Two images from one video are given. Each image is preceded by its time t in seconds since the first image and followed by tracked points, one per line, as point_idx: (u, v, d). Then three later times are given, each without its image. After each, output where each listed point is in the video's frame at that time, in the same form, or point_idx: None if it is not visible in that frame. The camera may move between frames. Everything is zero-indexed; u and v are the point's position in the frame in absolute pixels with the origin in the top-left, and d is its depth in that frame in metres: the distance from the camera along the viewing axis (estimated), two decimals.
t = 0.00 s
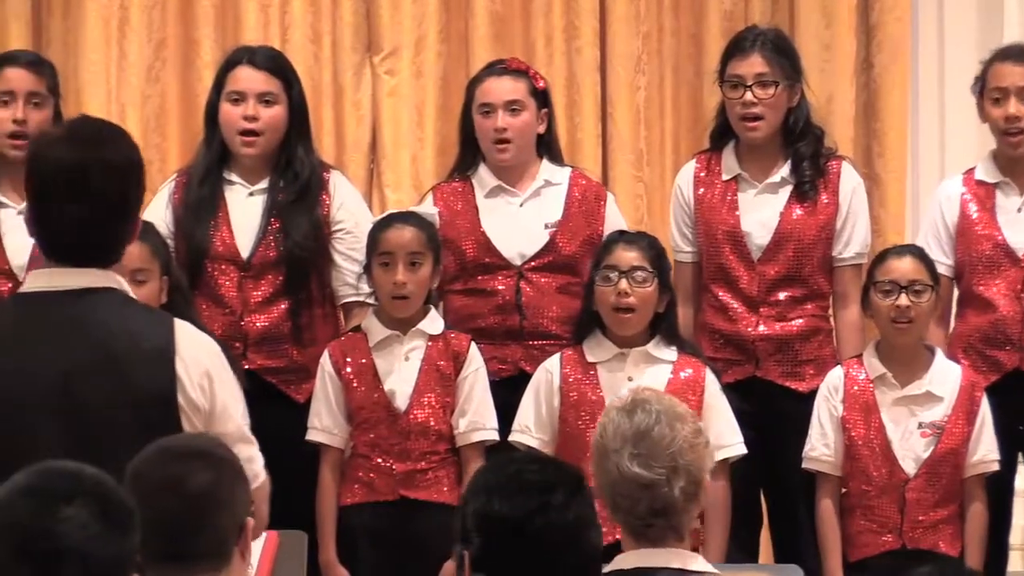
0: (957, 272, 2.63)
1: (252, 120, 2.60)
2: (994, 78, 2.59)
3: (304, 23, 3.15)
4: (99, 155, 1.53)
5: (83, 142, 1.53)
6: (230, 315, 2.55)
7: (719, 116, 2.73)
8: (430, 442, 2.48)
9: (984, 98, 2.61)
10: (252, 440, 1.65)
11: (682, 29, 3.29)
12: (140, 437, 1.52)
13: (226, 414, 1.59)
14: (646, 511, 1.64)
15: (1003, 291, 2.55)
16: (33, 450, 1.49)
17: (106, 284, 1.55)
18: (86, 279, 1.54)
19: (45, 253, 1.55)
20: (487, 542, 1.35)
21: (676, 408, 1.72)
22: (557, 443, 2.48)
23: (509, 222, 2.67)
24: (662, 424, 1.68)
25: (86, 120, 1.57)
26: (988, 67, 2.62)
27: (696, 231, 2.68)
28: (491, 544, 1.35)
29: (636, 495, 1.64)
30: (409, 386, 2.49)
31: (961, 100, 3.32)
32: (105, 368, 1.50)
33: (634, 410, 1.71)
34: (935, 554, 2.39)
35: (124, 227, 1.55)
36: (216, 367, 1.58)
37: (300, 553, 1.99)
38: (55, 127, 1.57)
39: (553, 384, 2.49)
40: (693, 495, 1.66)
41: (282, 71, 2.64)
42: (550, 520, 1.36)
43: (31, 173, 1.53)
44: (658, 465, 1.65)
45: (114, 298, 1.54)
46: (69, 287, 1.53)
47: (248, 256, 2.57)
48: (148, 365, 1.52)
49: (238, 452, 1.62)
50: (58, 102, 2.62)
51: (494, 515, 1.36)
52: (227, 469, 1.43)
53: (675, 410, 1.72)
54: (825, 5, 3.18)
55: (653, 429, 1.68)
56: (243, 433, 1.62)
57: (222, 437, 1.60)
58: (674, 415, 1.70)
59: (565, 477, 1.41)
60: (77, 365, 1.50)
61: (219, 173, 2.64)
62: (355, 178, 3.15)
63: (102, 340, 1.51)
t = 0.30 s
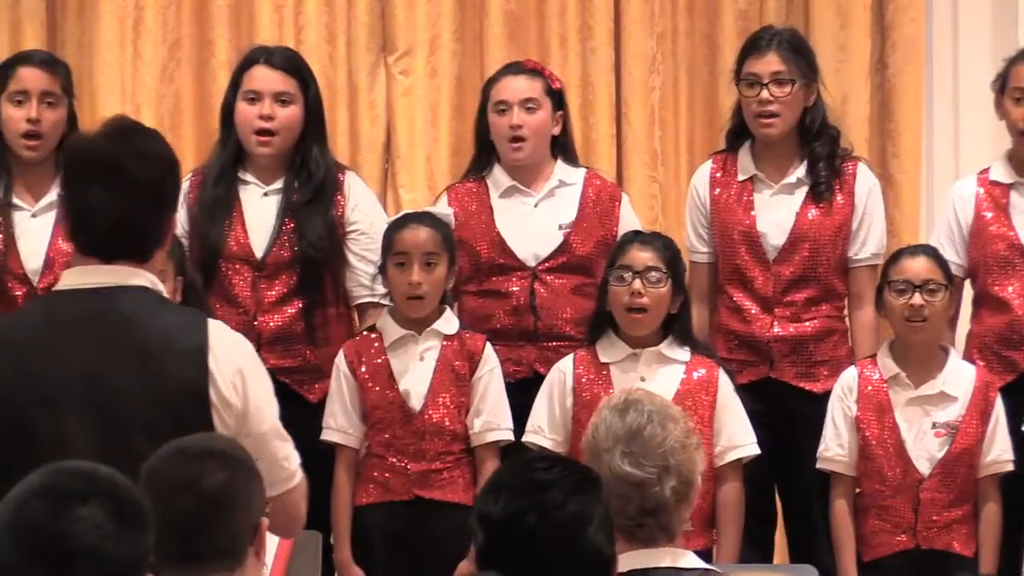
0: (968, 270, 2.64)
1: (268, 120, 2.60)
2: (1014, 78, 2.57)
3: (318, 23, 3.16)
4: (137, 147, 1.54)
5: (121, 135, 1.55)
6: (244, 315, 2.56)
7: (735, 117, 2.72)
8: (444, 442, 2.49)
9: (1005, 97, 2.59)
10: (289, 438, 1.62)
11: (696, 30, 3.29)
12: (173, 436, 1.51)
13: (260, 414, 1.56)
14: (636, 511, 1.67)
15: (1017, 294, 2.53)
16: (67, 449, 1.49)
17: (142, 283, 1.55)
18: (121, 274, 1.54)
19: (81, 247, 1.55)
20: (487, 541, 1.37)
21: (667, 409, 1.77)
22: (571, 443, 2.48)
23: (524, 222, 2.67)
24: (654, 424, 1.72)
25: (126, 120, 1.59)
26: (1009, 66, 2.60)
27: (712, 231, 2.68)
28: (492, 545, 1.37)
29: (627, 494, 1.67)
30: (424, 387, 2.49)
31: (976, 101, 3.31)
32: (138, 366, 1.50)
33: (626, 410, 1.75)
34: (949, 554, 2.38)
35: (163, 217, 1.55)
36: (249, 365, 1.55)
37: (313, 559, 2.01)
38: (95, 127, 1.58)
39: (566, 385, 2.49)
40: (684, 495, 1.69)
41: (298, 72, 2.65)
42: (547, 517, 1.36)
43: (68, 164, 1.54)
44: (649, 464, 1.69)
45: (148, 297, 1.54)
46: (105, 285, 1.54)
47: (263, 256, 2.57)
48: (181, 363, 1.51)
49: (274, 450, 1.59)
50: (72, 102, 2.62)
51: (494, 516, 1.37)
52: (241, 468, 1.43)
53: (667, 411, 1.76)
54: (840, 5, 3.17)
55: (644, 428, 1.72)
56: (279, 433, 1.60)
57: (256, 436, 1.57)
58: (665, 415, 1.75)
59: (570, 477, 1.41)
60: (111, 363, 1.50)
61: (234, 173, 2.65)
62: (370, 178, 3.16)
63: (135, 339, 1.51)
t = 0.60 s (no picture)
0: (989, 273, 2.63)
1: (284, 118, 2.61)
2: None
3: (334, 23, 3.17)
4: (168, 145, 1.54)
5: (151, 133, 1.55)
6: (262, 315, 2.55)
7: (750, 116, 2.72)
8: (460, 442, 2.49)
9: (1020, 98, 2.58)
10: (320, 443, 1.62)
11: (711, 30, 3.29)
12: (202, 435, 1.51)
13: (291, 416, 1.57)
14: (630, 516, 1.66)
15: None
16: (97, 447, 1.49)
17: (176, 282, 1.55)
18: (152, 272, 1.55)
19: (115, 245, 1.56)
20: (502, 540, 1.37)
21: (656, 410, 1.76)
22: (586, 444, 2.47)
23: (538, 221, 2.67)
24: (642, 428, 1.72)
25: (158, 118, 1.59)
26: None
27: (727, 230, 2.67)
28: (507, 545, 1.37)
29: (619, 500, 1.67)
30: (440, 387, 2.50)
31: (992, 102, 3.30)
32: (169, 365, 1.50)
33: (614, 415, 1.74)
34: (965, 554, 2.37)
35: (195, 215, 1.55)
36: (282, 367, 1.56)
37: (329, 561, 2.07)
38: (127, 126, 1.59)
39: (580, 387, 2.49)
40: (676, 496, 1.69)
41: (314, 72, 2.65)
42: (562, 518, 1.36)
43: (99, 163, 1.55)
44: (639, 469, 1.68)
45: (180, 295, 1.54)
46: (138, 284, 1.54)
47: (280, 256, 2.58)
48: (212, 363, 1.51)
49: (304, 453, 1.59)
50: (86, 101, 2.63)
51: (508, 516, 1.37)
52: (257, 469, 1.43)
53: (655, 412, 1.75)
54: (855, 4, 3.16)
55: (632, 434, 1.71)
56: (309, 436, 1.60)
57: (286, 438, 1.57)
58: (654, 417, 1.74)
59: (585, 478, 1.40)
60: (142, 361, 1.50)
61: (250, 173, 2.65)
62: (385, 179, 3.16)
63: (167, 338, 1.50)
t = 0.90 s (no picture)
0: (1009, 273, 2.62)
1: (296, 120, 2.61)
2: None
3: (348, 23, 3.17)
4: (203, 146, 1.57)
5: (185, 136, 1.58)
6: (277, 315, 2.56)
7: (763, 117, 2.71)
8: (476, 442, 2.49)
9: None
10: (341, 452, 1.63)
11: (726, 29, 3.27)
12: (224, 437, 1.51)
13: (314, 421, 1.57)
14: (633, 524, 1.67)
15: None
16: (120, 447, 1.50)
17: (203, 285, 1.56)
18: (178, 275, 1.55)
19: (143, 247, 1.57)
20: (513, 542, 1.37)
21: (659, 417, 1.76)
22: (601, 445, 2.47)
23: (551, 221, 2.67)
24: (643, 436, 1.73)
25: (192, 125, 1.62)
26: None
27: (741, 231, 2.67)
28: (519, 546, 1.37)
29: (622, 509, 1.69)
30: (456, 387, 2.50)
31: (1007, 102, 3.29)
32: (193, 366, 1.50)
33: (616, 422, 1.76)
34: (979, 554, 2.36)
35: (226, 216, 1.57)
36: (306, 372, 1.56)
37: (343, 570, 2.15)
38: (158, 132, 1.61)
39: (595, 389, 2.48)
40: (683, 504, 1.69)
41: (327, 73, 2.65)
42: (573, 519, 1.36)
43: (132, 164, 1.57)
44: (641, 479, 1.69)
45: (206, 298, 1.55)
46: (165, 287, 1.54)
47: (295, 257, 2.58)
48: (237, 366, 1.51)
49: (325, 460, 1.60)
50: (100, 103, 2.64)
51: (518, 517, 1.37)
52: (271, 468, 1.43)
53: (659, 418, 1.76)
54: (869, 5, 3.15)
55: (633, 442, 1.73)
56: (331, 443, 1.60)
57: (309, 444, 1.58)
58: (656, 424, 1.75)
59: (595, 479, 1.40)
60: (167, 362, 1.50)
61: (263, 173, 2.66)
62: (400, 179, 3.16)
63: (192, 339, 1.51)
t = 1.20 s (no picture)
0: None
1: (313, 120, 2.61)
2: None
3: (366, 22, 3.18)
4: (235, 142, 1.57)
5: (215, 133, 1.58)
6: (294, 315, 2.57)
7: (780, 117, 2.70)
8: (494, 442, 2.49)
9: None
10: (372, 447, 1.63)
11: (744, 28, 3.26)
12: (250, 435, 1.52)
13: (344, 421, 1.58)
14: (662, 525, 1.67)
15: None
16: (148, 446, 1.51)
17: (232, 284, 1.56)
18: (207, 273, 1.56)
19: (171, 242, 1.57)
20: (530, 541, 1.37)
21: (690, 420, 1.77)
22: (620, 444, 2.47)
23: (567, 222, 2.67)
24: (673, 438, 1.74)
25: (219, 121, 1.62)
26: None
27: (758, 231, 2.66)
28: (537, 546, 1.37)
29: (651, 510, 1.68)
30: (475, 387, 2.50)
31: None
32: (219, 364, 1.51)
33: (646, 423, 1.77)
34: (997, 554, 2.36)
35: (257, 213, 1.57)
36: (335, 371, 1.57)
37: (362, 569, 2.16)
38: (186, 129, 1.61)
39: (613, 389, 2.48)
40: (711, 507, 1.69)
41: (344, 72, 2.66)
42: (590, 520, 1.36)
43: (161, 160, 1.57)
44: (671, 481, 1.69)
45: (234, 296, 1.55)
46: (192, 285, 1.55)
47: (311, 257, 2.59)
48: (265, 365, 1.52)
49: (356, 457, 1.60)
50: (117, 102, 2.65)
51: (535, 518, 1.37)
52: (289, 469, 1.42)
53: (689, 421, 1.77)
54: (887, 5, 3.15)
55: (663, 444, 1.73)
56: (362, 440, 1.61)
57: (340, 443, 1.59)
58: (686, 427, 1.76)
59: (612, 480, 1.40)
60: (194, 361, 1.51)
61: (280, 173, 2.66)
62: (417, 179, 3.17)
63: (218, 338, 1.51)
